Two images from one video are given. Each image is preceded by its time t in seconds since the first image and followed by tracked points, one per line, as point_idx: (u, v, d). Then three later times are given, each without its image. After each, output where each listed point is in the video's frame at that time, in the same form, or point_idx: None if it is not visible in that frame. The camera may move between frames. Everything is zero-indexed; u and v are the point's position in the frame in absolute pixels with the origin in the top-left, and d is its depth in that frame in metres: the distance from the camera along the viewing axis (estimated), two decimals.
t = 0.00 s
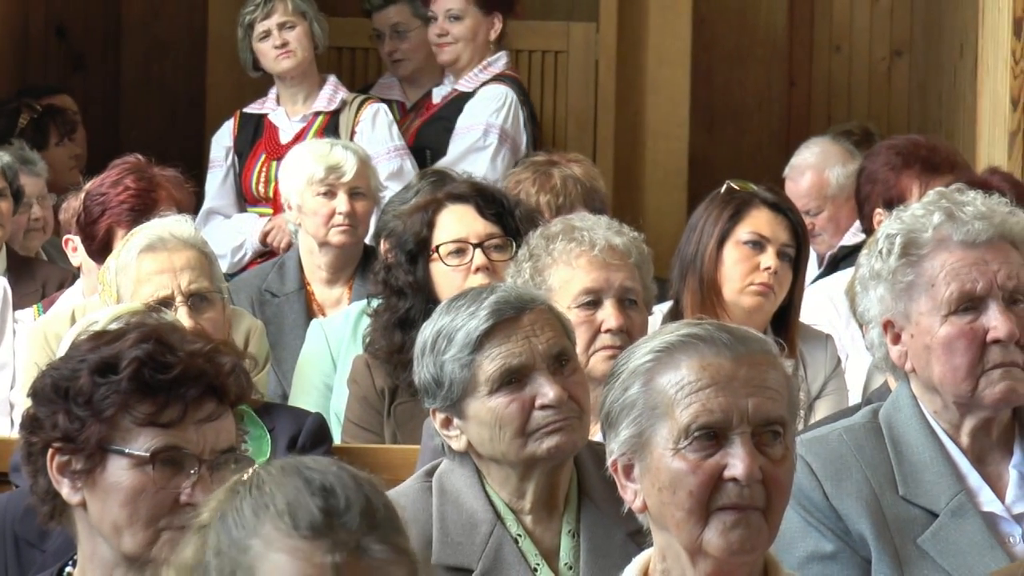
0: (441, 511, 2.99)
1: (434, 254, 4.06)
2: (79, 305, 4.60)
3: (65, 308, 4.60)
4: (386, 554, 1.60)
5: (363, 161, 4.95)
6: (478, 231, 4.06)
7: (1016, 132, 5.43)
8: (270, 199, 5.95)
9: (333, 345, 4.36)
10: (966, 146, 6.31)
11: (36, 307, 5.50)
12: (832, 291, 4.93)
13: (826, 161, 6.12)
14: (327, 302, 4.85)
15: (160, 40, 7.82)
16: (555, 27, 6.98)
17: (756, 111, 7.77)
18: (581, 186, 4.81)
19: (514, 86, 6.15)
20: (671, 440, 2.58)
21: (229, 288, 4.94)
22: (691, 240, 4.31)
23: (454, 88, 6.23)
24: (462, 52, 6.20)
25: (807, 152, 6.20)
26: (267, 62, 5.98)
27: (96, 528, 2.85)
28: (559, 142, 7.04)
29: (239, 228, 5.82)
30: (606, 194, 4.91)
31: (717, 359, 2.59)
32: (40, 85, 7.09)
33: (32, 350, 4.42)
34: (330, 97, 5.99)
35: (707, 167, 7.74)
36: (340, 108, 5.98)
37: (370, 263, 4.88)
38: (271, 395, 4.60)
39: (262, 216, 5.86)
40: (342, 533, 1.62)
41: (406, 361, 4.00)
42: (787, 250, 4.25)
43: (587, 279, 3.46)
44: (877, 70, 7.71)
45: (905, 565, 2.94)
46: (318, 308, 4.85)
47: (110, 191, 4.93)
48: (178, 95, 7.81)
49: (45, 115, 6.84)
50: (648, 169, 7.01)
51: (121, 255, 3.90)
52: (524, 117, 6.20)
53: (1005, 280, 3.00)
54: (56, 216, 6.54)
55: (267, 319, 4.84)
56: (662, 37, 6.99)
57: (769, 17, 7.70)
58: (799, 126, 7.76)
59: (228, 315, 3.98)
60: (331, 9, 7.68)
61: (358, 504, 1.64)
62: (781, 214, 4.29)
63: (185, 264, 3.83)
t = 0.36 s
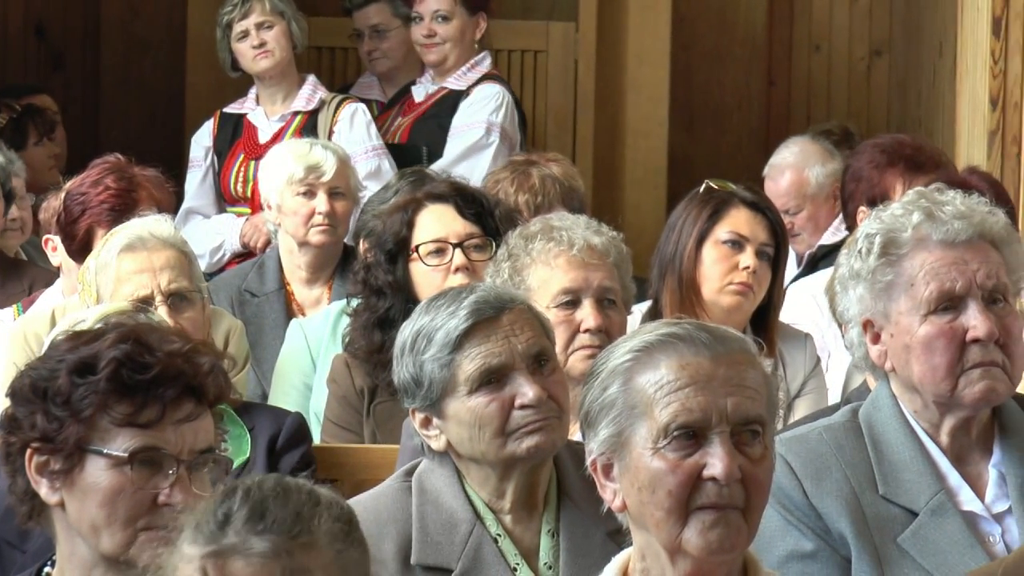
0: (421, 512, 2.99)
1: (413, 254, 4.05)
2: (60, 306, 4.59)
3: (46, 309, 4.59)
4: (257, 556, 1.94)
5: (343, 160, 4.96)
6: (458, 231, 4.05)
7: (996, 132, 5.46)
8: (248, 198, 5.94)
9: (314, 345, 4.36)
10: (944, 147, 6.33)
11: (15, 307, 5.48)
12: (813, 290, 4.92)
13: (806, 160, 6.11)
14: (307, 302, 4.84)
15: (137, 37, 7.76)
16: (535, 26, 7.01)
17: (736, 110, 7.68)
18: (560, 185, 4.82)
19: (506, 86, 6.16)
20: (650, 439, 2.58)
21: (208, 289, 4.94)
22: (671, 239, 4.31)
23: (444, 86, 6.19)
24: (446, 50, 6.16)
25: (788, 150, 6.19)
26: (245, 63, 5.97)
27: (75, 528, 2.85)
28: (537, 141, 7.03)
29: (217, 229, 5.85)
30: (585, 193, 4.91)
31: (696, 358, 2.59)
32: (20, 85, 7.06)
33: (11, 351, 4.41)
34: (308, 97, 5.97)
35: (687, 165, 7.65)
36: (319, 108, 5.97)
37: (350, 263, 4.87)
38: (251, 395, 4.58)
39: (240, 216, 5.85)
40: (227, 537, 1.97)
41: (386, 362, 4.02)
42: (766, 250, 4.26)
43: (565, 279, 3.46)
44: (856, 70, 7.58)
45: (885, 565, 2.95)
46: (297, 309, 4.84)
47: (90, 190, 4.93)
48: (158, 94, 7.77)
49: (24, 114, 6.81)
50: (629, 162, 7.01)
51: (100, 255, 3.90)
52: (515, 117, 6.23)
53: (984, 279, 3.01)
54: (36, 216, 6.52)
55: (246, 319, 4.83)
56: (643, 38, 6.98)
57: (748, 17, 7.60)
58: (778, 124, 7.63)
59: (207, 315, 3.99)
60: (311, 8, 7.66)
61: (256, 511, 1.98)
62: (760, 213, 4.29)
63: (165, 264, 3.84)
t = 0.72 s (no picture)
0: (407, 512, 2.98)
1: (399, 253, 4.05)
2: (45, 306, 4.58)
3: (31, 309, 4.58)
4: (234, 569, 1.97)
5: (329, 160, 4.94)
6: (444, 231, 4.05)
7: (981, 131, 5.48)
8: (235, 198, 5.95)
9: (299, 345, 4.36)
10: (930, 147, 6.34)
11: None
12: (799, 290, 4.92)
13: (794, 159, 6.11)
14: (293, 302, 4.84)
15: (123, 37, 7.74)
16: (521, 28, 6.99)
17: (721, 109, 7.65)
18: (546, 185, 4.81)
19: (495, 80, 6.07)
20: (637, 439, 2.58)
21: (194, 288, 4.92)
22: (657, 238, 4.31)
23: (432, 82, 6.11)
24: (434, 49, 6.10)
25: (775, 150, 6.19)
26: (233, 61, 5.97)
27: (60, 527, 2.84)
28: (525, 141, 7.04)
29: (204, 228, 5.82)
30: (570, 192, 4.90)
31: (683, 358, 2.59)
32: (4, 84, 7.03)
33: None
34: (296, 97, 5.96)
35: (673, 165, 7.61)
36: (306, 108, 5.95)
37: (335, 263, 4.87)
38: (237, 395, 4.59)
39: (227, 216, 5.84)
40: (210, 550, 2.00)
41: (372, 361, 4.01)
42: (752, 249, 4.26)
43: (551, 279, 3.46)
44: (841, 70, 7.58)
45: (871, 564, 2.94)
46: (283, 308, 4.84)
47: (75, 189, 4.93)
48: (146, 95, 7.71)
49: (9, 113, 6.79)
50: (615, 164, 6.97)
51: (84, 255, 3.90)
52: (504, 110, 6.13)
53: (970, 280, 3.01)
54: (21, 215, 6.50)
55: (232, 319, 4.82)
56: (631, 36, 6.92)
57: (734, 17, 7.58)
58: (764, 121, 7.63)
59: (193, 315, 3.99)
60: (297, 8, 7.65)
61: (238, 522, 2.01)
62: (746, 212, 4.30)
63: (151, 264, 3.84)
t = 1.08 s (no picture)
0: (388, 512, 2.98)
1: (380, 253, 4.04)
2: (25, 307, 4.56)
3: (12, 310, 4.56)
4: (214, 562, 1.96)
5: (309, 160, 4.96)
6: (424, 230, 4.04)
7: (961, 131, 5.49)
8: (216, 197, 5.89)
9: (279, 344, 4.35)
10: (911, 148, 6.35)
11: None
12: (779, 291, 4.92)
13: (773, 159, 6.11)
14: (273, 302, 4.83)
15: (104, 36, 7.72)
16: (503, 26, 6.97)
17: (702, 109, 7.54)
18: (524, 184, 4.81)
19: (469, 77, 6.07)
20: (618, 438, 2.57)
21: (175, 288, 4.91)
22: (638, 238, 4.31)
23: (409, 82, 6.14)
24: (414, 49, 6.15)
25: (755, 149, 6.19)
26: (231, 48, 5.94)
27: (40, 528, 2.83)
28: (504, 140, 7.03)
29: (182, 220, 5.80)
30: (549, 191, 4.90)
31: (664, 357, 2.59)
32: None
33: None
34: (274, 96, 5.93)
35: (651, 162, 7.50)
36: (284, 107, 5.92)
37: (316, 263, 4.86)
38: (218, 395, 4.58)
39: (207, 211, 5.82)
40: (189, 545, 1.98)
41: (353, 360, 4.02)
42: (733, 249, 4.26)
43: (532, 279, 3.46)
44: (822, 69, 7.45)
45: (851, 565, 2.94)
46: (264, 308, 4.82)
47: (56, 189, 4.92)
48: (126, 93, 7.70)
49: None
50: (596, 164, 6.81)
51: (65, 255, 3.90)
52: (479, 108, 6.13)
53: (951, 281, 3.01)
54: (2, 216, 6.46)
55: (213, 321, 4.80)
56: (609, 34, 6.77)
57: (715, 14, 7.46)
58: (745, 120, 7.52)
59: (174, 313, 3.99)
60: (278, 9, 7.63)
61: (217, 518, 2.00)
62: (728, 213, 4.29)
63: (132, 263, 3.84)
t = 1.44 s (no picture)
0: (365, 511, 2.98)
1: (357, 253, 4.05)
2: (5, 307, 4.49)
3: None
4: (190, 560, 1.94)
5: (288, 160, 4.97)
6: (402, 229, 4.04)
7: (938, 131, 5.63)
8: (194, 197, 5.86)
9: (256, 344, 4.36)
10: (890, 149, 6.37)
11: None
12: (754, 290, 4.92)
13: (751, 159, 6.11)
14: (251, 302, 4.82)
15: (84, 37, 7.53)
16: (478, 28, 6.86)
17: (681, 109, 7.48)
18: (501, 184, 4.80)
19: (454, 75, 6.09)
20: (595, 438, 2.57)
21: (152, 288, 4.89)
22: (616, 238, 4.31)
23: (391, 82, 6.14)
24: (393, 49, 6.17)
25: (732, 149, 6.18)
26: (218, 51, 5.93)
27: (18, 529, 2.76)
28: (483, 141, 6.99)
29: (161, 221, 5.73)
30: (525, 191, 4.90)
31: (641, 357, 2.58)
32: None
33: None
34: (253, 96, 5.93)
35: (630, 165, 7.43)
36: (264, 107, 5.93)
37: (294, 263, 4.86)
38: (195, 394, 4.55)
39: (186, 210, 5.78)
40: (166, 544, 1.96)
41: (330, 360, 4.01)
42: (712, 249, 4.26)
43: (511, 279, 3.46)
44: (800, 70, 7.39)
45: (829, 564, 2.94)
46: (241, 308, 4.82)
47: (34, 188, 4.92)
48: (102, 92, 7.54)
49: None
50: (574, 161, 6.81)
51: (43, 254, 3.89)
52: (465, 106, 6.15)
53: (930, 280, 3.02)
54: None
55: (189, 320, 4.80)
56: (586, 33, 6.77)
57: (692, 17, 7.40)
58: (722, 121, 7.46)
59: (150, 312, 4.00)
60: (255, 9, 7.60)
61: (191, 517, 1.98)
62: (706, 212, 4.30)
63: (111, 262, 3.85)
